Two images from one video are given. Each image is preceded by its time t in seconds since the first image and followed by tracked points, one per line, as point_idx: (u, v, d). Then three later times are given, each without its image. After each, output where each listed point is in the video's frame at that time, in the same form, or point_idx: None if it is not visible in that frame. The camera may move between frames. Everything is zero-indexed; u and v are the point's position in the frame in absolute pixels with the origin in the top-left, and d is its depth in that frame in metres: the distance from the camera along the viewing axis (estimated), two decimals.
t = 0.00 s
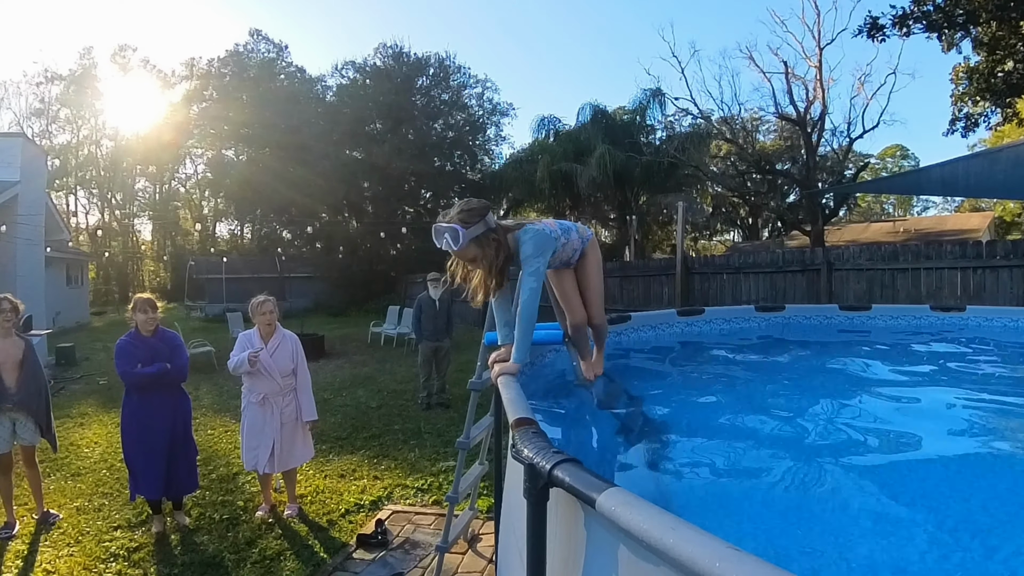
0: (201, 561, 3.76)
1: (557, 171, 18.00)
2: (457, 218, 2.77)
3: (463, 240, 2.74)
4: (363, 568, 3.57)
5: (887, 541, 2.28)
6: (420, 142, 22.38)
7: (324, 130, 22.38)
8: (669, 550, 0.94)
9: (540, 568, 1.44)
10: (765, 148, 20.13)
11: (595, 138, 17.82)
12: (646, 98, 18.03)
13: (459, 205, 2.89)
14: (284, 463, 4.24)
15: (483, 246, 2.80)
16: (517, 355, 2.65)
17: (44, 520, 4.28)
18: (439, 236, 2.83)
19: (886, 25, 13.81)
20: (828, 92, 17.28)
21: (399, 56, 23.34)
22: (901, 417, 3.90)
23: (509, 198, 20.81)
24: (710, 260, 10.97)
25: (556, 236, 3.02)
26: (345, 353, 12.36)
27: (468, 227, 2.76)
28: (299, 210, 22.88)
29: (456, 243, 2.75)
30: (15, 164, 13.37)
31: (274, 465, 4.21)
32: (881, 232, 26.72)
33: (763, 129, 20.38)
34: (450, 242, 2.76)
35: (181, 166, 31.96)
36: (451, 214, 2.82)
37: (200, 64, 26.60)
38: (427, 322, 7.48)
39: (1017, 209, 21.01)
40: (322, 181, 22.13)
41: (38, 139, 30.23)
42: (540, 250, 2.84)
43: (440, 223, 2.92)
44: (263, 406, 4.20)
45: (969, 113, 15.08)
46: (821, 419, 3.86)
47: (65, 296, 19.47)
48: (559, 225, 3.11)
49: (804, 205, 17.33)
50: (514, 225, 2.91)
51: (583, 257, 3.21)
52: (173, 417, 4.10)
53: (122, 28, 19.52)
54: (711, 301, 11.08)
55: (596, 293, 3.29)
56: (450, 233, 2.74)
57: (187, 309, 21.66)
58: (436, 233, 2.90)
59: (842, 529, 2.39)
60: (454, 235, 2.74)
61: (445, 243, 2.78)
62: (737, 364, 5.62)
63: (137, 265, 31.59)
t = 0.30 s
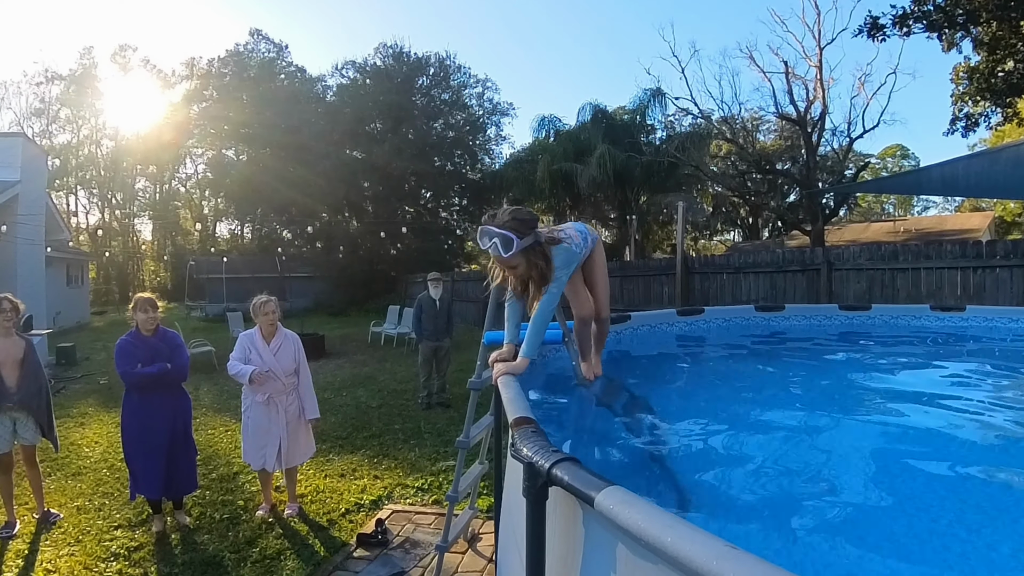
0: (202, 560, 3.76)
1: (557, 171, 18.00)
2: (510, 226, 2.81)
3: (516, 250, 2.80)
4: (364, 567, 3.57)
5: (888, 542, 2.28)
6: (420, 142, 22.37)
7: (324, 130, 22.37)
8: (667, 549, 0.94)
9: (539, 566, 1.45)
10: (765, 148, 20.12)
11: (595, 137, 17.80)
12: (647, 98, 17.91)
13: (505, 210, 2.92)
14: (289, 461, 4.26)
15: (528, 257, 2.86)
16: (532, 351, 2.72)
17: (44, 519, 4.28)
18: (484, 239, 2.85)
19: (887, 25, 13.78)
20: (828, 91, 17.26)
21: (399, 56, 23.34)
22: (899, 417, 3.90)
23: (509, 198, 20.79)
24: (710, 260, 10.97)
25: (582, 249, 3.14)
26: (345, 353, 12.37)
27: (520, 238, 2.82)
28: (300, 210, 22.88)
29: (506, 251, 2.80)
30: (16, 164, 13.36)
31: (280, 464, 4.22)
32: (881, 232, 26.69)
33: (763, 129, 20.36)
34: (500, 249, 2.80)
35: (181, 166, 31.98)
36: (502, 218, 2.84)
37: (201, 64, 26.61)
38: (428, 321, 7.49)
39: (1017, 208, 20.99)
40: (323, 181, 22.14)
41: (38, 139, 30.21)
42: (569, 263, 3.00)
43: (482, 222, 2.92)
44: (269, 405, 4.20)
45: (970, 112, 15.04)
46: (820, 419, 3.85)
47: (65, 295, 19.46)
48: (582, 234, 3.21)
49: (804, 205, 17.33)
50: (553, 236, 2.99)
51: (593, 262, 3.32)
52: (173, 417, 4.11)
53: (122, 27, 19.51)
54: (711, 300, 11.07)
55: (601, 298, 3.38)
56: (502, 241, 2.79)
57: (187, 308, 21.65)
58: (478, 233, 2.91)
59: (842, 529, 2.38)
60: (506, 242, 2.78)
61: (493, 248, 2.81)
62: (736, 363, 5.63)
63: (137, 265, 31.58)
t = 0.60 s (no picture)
0: (202, 559, 3.77)
1: (557, 171, 18.00)
2: (504, 231, 2.81)
3: (508, 256, 2.80)
4: (364, 567, 3.57)
5: (887, 541, 2.28)
6: (420, 142, 22.41)
7: (324, 130, 22.39)
8: (664, 546, 0.95)
9: (539, 564, 1.45)
10: (766, 147, 20.13)
11: (596, 137, 17.76)
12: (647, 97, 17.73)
13: (505, 211, 2.92)
14: (293, 459, 4.26)
15: (522, 262, 2.87)
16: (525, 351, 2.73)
17: (46, 518, 4.29)
18: (480, 242, 2.87)
19: (888, 24, 13.78)
20: (829, 91, 17.25)
21: (400, 55, 23.35)
22: (899, 416, 3.90)
23: (510, 198, 20.81)
24: (710, 260, 10.97)
25: (584, 252, 3.13)
26: (346, 352, 12.40)
27: (514, 244, 2.82)
28: (300, 209, 22.91)
29: (499, 256, 2.81)
30: (17, 163, 13.38)
31: (284, 463, 4.23)
32: (882, 232, 26.71)
33: (764, 128, 20.38)
34: (494, 254, 2.81)
35: (182, 165, 32.00)
36: (499, 222, 2.85)
37: (201, 64, 26.65)
38: (429, 321, 7.49)
39: (1018, 208, 21.00)
40: (323, 180, 22.14)
41: (39, 139, 30.22)
42: (566, 265, 2.99)
43: (482, 223, 2.93)
44: (271, 404, 4.19)
45: (971, 112, 15.02)
46: (820, 418, 3.86)
47: (66, 295, 19.48)
48: (586, 236, 3.20)
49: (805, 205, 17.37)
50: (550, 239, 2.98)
51: (596, 261, 3.31)
52: (174, 415, 4.12)
53: (123, 27, 19.56)
54: (711, 300, 11.07)
55: (604, 298, 3.38)
56: (497, 246, 2.80)
57: (188, 308, 21.67)
58: (477, 235, 2.92)
59: (842, 528, 2.39)
60: (500, 248, 2.79)
61: (488, 252, 2.83)
62: (737, 362, 5.63)
63: (138, 265, 31.62)
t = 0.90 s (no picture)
0: (204, 558, 3.78)
1: (559, 170, 17.98)
2: (511, 230, 2.83)
3: (515, 256, 2.83)
4: (366, 566, 3.58)
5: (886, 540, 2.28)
6: (422, 141, 22.43)
7: (326, 129, 22.41)
8: (664, 544, 0.95)
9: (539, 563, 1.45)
10: (767, 147, 20.14)
11: (597, 136, 17.71)
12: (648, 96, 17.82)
13: (510, 210, 2.93)
14: (294, 461, 4.26)
15: (526, 262, 2.88)
16: (525, 351, 2.73)
17: (49, 517, 4.30)
18: (485, 241, 2.90)
19: (889, 24, 13.78)
20: (831, 90, 17.25)
21: (401, 55, 23.36)
22: (902, 417, 3.89)
23: (511, 197, 20.83)
24: (712, 259, 10.97)
25: (587, 255, 3.12)
26: (348, 352, 12.42)
27: (520, 244, 2.84)
28: (302, 209, 22.93)
29: (505, 254, 2.83)
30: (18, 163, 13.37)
31: (284, 464, 4.22)
32: (883, 231, 26.72)
33: (765, 128, 20.37)
34: (498, 253, 2.84)
35: (183, 165, 32.01)
36: (504, 221, 2.86)
37: (203, 63, 26.71)
38: (430, 321, 7.49)
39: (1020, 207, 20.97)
40: (324, 180, 22.15)
41: (41, 139, 30.25)
42: (568, 266, 2.99)
43: (486, 222, 2.95)
44: (271, 405, 4.19)
45: (972, 112, 15.01)
46: (819, 416, 3.88)
47: (68, 295, 19.51)
48: (589, 239, 3.20)
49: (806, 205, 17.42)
50: (553, 239, 2.98)
51: (598, 265, 3.30)
52: (176, 415, 4.13)
53: (125, 28, 19.61)
54: (713, 300, 11.06)
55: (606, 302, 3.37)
56: (502, 246, 2.82)
57: (190, 308, 21.69)
58: (481, 232, 2.95)
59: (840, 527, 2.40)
60: (506, 247, 2.81)
61: (492, 251, 2.86)
62: (739, 362, 5.63)
63: (140, 265, 31.67)
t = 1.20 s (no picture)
0: (207, 558, 3.78)
1: (560, 170, 17.94)
2: (519, 228, 2.82)
3: (524, 255, 2.83)
4: (368, 565, 3.59)
5: (890, 540, 2.28)
6: (423, 141, 22.46)
7: (328, 129, 22.45)
8: (670, 546, 0.94)
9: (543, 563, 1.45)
10: (769, 146, 20.15)
11: (599, 136, 17.66)
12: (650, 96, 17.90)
13: (516, 209, 2.93)
14: (292, 462, 4.26)
15: (532, 261, 2.88)
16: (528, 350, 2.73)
17: (51, 517, 4.31)
18: (491, 239, 2.89)
19: (891, 23, 13.74)
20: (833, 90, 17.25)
21: (403, 55, 23.37)
22: (902, 415, 3.90)
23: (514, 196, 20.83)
24: (714, 259, 10.97)
25: (587, 257, 3.13)
26: (350, 352, 12.43)
27: (528, 242, 2.84)
28: (304, 209, 22.95)
29: (511, 253, 2.83)
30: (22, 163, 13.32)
31: (282, 465, 4.22)
32: (885, 231, 26.70)
33: (767, 127, 20.38)
34: (505, 253, 2.83)
35: (185, 165, 32.03)
36: (510, 219, 2.86)
37: (205, 63, 26.76)
38: (432, 321, 7.49)
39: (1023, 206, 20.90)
40: (326, 179, 22.17)
41: (43, 139, 30.29)
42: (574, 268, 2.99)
43: (491, 221, 2.94)
44: (270, 404, 4.21)
45: (974, 111, 14.98)
46: (822, 417, 3.88)
47: (70, 295, 19.54)
48: (590, 242, 3.20)
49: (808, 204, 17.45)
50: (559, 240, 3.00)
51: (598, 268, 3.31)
52: (178, 415, 4.13)
53: (127, 27, 19.66)
54: (715, 300, 11.07)
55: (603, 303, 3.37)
56: (509, 245, 2.82)
57: (192, 308, 21.70)
58: (487, 230, 2.93)
59: (845, 527, 2.39)
60: (513, 246, 2.81)
61: (499, 250, 2.85)
62: (741, 362, 5.63)
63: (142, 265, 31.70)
